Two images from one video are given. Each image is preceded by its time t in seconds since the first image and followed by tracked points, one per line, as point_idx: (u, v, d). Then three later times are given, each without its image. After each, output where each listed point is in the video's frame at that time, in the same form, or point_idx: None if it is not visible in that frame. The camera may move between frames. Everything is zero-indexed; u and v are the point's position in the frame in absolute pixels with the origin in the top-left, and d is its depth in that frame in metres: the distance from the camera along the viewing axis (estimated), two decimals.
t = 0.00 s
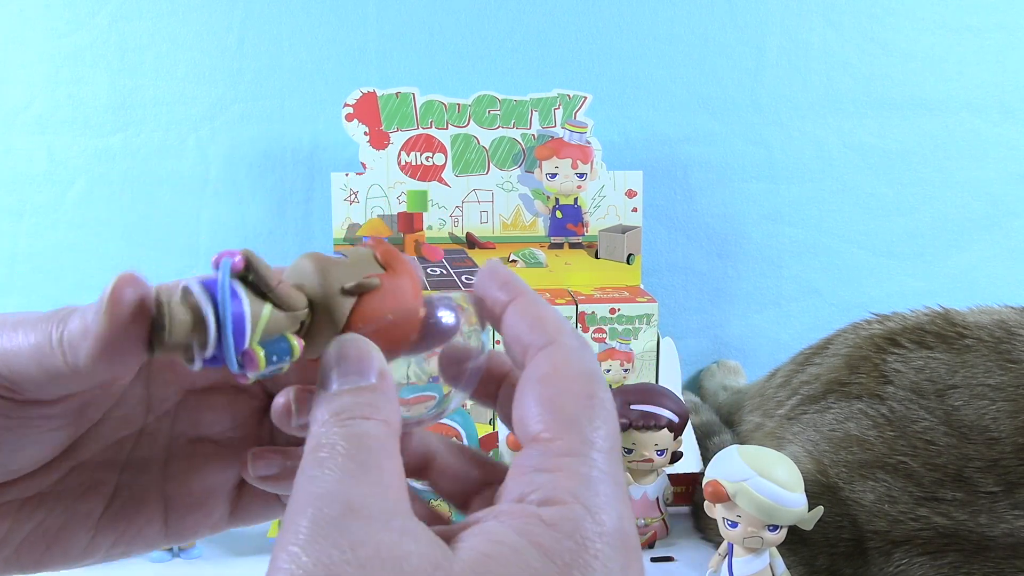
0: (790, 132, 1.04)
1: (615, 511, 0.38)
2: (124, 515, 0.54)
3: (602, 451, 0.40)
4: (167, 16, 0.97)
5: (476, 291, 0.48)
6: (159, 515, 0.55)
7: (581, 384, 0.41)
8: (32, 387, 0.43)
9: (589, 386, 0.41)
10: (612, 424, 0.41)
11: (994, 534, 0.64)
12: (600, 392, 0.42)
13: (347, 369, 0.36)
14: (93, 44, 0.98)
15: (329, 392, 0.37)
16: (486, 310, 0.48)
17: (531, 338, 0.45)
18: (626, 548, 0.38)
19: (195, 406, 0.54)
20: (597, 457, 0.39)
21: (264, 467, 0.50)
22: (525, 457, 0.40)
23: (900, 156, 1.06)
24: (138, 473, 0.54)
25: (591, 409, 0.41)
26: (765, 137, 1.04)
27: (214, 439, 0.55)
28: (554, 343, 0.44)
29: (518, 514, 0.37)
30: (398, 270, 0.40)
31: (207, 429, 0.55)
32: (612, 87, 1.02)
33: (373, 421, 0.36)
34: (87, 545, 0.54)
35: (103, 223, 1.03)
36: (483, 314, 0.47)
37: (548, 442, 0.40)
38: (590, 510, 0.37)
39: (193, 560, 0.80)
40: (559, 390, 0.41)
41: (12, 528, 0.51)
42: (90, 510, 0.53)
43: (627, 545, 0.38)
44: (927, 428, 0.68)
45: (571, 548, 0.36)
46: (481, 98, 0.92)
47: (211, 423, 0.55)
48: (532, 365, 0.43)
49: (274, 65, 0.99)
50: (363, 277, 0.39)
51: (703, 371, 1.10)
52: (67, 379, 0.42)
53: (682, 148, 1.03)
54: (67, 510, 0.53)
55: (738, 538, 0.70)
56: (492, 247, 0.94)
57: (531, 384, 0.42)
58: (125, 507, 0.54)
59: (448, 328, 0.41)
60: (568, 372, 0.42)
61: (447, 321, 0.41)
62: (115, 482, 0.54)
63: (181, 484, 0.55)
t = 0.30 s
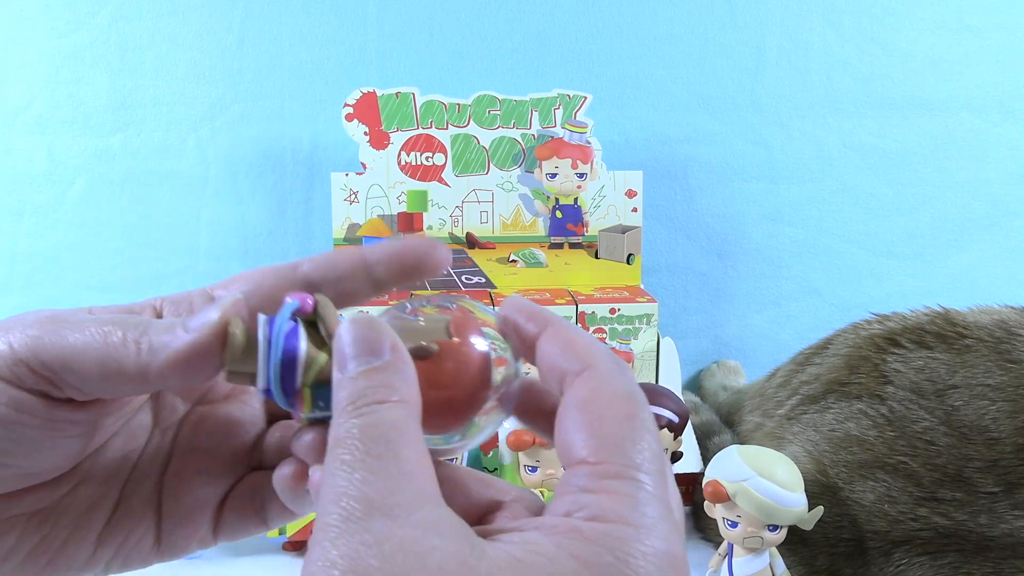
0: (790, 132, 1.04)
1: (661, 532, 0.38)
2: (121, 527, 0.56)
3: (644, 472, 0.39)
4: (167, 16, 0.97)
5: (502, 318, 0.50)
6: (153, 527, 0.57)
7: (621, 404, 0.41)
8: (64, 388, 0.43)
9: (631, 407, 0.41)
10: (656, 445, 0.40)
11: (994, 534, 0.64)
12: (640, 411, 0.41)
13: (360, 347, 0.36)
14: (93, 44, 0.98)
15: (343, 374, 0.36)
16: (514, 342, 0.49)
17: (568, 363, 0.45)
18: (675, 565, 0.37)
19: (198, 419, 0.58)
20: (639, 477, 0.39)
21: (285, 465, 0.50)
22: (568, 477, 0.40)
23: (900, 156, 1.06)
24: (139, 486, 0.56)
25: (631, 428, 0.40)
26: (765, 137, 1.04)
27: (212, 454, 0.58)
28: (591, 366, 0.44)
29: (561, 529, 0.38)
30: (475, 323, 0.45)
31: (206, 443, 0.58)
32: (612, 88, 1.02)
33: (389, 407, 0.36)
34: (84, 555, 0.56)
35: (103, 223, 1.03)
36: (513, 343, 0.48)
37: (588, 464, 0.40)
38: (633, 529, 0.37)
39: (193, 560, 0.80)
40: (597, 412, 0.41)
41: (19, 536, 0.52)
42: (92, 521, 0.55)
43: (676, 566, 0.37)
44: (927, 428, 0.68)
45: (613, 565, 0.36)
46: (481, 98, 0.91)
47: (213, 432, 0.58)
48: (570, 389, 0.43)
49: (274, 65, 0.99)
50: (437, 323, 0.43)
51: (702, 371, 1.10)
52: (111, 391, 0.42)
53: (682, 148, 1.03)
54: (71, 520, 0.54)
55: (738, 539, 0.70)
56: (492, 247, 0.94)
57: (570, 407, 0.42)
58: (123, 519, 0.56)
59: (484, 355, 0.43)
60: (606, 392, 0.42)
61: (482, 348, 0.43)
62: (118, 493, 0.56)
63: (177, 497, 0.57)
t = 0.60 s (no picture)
0: (790, 132, 1.04)
1: (679, 528, 0.38)
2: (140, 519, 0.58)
3: (658, 471, 0.40)
4: (167, 16, 0.97)
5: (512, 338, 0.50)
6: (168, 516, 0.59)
7: (630, 409, 0.42)
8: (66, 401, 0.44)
9: (639, 411, 0.42)
10: (667, 447, 0.41)
11: (994, 534, 0.64)
12: (649, 416, 0.42)
13: (368, 365, 0.38)
14: (93, 44, 0.98)
15: (353, 392, 0.38)
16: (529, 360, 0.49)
17: (578, 373, 0.45)
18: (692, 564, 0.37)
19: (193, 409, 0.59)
20: (653, 477, 0.39)
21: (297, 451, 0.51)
22: (580, 482, 0.41)
23: (901, 156, 1.06)
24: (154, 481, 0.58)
25: (641, 430, 0.41)
26: (765, 137, 1.04)
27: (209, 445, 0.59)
28: (598, 376, 0.44)
29: (572, 530, 0.37)
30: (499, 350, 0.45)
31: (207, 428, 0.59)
32: (612, 88, 1.02)
33: (389, 417, 0.37)
34: (112, 549, 0.58)
35: (102, 223, 1.03)
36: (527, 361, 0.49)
37: (601, 467, 0.40)
38: (652, 526, 0.37)
39: (194, 559, 0.80)
40: (607, 418, 0.42)
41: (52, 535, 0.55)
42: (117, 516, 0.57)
43: (694, 563, 0.37)
44: (927, 428, 0.68)
45: (628, 559, 0.36)
46: (480, 98, 0.91)
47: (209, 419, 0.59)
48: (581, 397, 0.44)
49: (274, 65, 0.99)
50: (453, 348, 0.43)
51: (703, 371, 1.10)
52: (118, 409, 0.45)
53: (682, 148, 1.03)
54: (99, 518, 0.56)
55: (738, 539, 0.70)
56: (492, 247, 0.94)
57: (580, 415, 0.43)
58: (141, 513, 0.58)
59: (504, 381, 0.43)
60: (615, 399, 0.42)
61: (502, 375, 0.43)
62: (138, 488, 0.58)
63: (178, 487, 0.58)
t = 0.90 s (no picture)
0: (790, 132, 1.04)
1: (680, 533, 0.38)
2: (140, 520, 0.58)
3: (658, 477, 0.40)
4: (167, 16, 0.97)
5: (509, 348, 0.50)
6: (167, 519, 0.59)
7: (626, 420, 0.42)
8: (82, 392, 0.45)
9: (635, 420, 0.42)
10: (665, 455, 0.41)
11: (994, 534, 0.64)
12: (645, 427, 0.42)
13: (389, 361, 0.39)
14: (93, 44, 0.98)
15: (369, 386, 0.38)
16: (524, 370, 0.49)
17: (573, 381, 0.45)
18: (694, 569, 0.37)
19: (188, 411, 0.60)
20: (653, 482, 0.39)
21: (285, 454, 0.54)
22: (581, 489, 0.40)
23: (901, 156, 1.06)
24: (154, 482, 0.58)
25: (638, 438, 0.41)
26: (765, 137, 1.04)
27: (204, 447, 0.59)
28: (594, 387, 0.44)
29: (579, 533, 0.37)
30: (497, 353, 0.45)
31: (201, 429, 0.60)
32: (612, 88, 1.02)
33: (410, 409, 0.37)
34: (113, 550, 0.58)
35: (102, 223, 1.03)
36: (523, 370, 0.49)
37: (603, 473, 0.40)
38: (653, 530, 0.37)
39: (194, 559, 0.80)
40: (605, 427, 0.42)
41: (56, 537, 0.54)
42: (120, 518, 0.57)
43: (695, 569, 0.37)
44: (927, 428, 0.68)
45: (631, 562, 0.35)
46: (481, 98, 0.91)
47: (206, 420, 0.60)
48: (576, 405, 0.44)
49: (274, 65, 0.99)
50: (449, 351, 0.43)
51: (703, 371, 1.10)
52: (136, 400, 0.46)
53: (682, 149, 1.03)
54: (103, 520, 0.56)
55: (738, 539, 0.70)
56: (492, 247, 0.94)
57: (576, 424, 0.43)
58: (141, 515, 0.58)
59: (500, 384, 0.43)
60: (610, 412, 0.42)
61: (499, 378, 0.43)
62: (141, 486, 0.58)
63: (176, 489, 0.58)
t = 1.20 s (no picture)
0: (790, 132, 1.04)
1: (676, 535, 0.38)
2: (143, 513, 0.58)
3: (657, 478, 0.40)
4: (167, 16, 0.97)
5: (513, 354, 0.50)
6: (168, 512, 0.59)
7: (630, 417, 0.42)
8: (73, 405, 0.45)
9: (638, 418, 0.42)
10: (667, 454, 0.41)
11: (994, 534, 0.64)
12: (649, 425, 0.42)
13: (383, 369, 0.39)
14: (93, 44, 0.98)
15: (364, 395, 0.39)
16: (528, 375, 0.49)
17: (578, 382, 0.45)
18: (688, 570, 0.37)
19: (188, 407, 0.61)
20: (653, 483, 0.39)
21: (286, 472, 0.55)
22: (579, 489, 0.40)
23: (901, 157, 1.06)
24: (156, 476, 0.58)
25: (640, 436, 0.41)
26: (765, 137, 1.04)
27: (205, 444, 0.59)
28: (599, 385, 0.44)
29: (572, 532, 0.37)
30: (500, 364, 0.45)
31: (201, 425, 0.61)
32: (612, 88, 1.02)
33: (404, 417, 0.37)
34: (117, 543, 0.58)
35: (102, 223, 1.03)
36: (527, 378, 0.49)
37: (601, 472, 0.40)
38: (649, 531, 0.37)
39: (194, 560, 0.80)
40: (607, 425, 0.42)
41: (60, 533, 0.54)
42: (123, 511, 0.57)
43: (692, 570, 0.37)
44: (927, 428, 0.68)
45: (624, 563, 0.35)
46: (481, 98, 0.91)
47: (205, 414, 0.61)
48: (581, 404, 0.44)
49: (274, 65, 0.99)
50: (455, 363, 0.43)
51: (703, 371, 1.10)
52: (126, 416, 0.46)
53: (682, 149, 1.03)
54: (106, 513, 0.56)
55: (738, 539, 0.70)
56: (491, 247, 0.94)
57: (580, 421, 0.43)
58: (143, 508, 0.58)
59: (505, 395, 0.43)
60: (614, 408, 0.42)
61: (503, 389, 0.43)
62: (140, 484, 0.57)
63: (177, 482, 0.58)
